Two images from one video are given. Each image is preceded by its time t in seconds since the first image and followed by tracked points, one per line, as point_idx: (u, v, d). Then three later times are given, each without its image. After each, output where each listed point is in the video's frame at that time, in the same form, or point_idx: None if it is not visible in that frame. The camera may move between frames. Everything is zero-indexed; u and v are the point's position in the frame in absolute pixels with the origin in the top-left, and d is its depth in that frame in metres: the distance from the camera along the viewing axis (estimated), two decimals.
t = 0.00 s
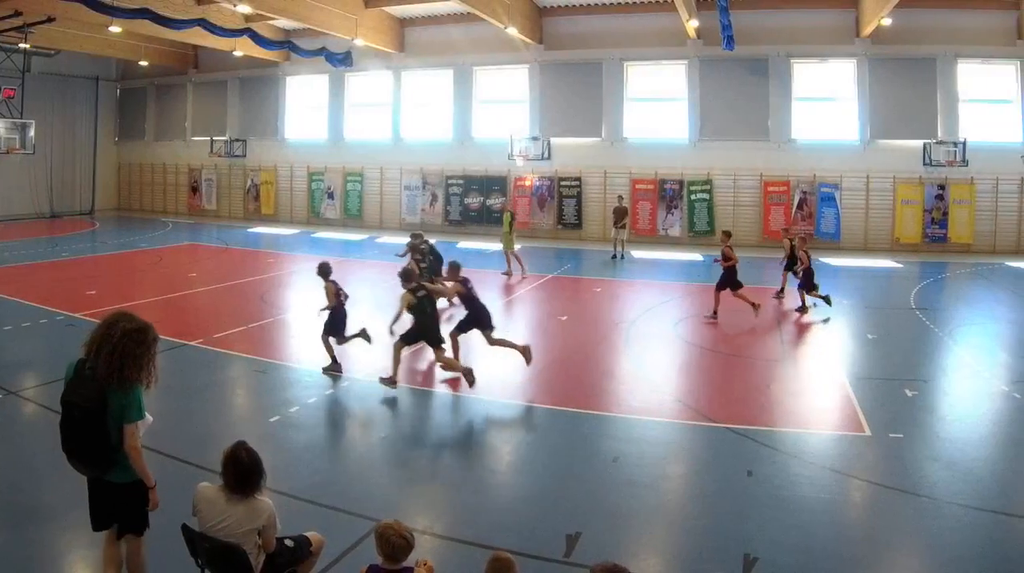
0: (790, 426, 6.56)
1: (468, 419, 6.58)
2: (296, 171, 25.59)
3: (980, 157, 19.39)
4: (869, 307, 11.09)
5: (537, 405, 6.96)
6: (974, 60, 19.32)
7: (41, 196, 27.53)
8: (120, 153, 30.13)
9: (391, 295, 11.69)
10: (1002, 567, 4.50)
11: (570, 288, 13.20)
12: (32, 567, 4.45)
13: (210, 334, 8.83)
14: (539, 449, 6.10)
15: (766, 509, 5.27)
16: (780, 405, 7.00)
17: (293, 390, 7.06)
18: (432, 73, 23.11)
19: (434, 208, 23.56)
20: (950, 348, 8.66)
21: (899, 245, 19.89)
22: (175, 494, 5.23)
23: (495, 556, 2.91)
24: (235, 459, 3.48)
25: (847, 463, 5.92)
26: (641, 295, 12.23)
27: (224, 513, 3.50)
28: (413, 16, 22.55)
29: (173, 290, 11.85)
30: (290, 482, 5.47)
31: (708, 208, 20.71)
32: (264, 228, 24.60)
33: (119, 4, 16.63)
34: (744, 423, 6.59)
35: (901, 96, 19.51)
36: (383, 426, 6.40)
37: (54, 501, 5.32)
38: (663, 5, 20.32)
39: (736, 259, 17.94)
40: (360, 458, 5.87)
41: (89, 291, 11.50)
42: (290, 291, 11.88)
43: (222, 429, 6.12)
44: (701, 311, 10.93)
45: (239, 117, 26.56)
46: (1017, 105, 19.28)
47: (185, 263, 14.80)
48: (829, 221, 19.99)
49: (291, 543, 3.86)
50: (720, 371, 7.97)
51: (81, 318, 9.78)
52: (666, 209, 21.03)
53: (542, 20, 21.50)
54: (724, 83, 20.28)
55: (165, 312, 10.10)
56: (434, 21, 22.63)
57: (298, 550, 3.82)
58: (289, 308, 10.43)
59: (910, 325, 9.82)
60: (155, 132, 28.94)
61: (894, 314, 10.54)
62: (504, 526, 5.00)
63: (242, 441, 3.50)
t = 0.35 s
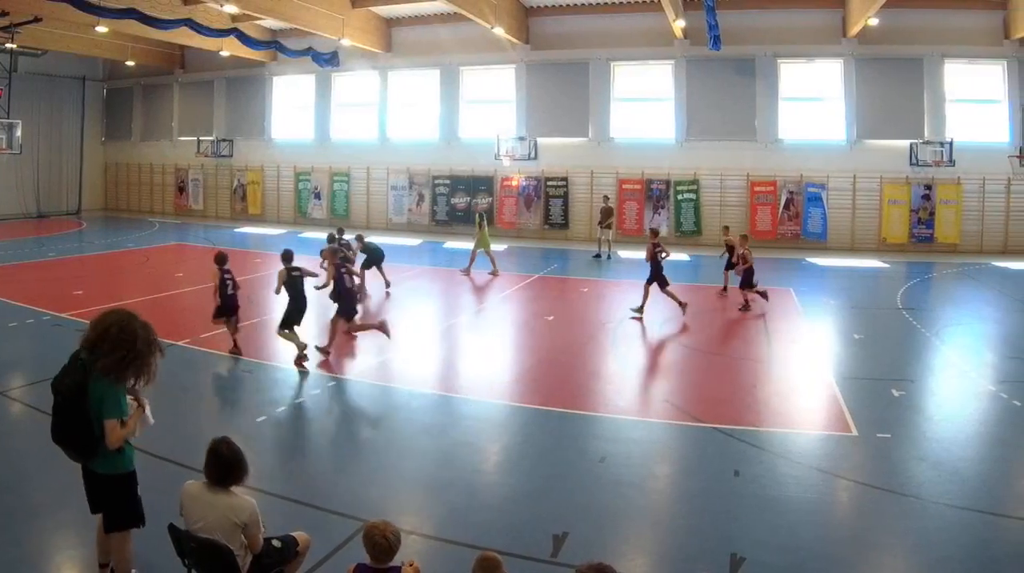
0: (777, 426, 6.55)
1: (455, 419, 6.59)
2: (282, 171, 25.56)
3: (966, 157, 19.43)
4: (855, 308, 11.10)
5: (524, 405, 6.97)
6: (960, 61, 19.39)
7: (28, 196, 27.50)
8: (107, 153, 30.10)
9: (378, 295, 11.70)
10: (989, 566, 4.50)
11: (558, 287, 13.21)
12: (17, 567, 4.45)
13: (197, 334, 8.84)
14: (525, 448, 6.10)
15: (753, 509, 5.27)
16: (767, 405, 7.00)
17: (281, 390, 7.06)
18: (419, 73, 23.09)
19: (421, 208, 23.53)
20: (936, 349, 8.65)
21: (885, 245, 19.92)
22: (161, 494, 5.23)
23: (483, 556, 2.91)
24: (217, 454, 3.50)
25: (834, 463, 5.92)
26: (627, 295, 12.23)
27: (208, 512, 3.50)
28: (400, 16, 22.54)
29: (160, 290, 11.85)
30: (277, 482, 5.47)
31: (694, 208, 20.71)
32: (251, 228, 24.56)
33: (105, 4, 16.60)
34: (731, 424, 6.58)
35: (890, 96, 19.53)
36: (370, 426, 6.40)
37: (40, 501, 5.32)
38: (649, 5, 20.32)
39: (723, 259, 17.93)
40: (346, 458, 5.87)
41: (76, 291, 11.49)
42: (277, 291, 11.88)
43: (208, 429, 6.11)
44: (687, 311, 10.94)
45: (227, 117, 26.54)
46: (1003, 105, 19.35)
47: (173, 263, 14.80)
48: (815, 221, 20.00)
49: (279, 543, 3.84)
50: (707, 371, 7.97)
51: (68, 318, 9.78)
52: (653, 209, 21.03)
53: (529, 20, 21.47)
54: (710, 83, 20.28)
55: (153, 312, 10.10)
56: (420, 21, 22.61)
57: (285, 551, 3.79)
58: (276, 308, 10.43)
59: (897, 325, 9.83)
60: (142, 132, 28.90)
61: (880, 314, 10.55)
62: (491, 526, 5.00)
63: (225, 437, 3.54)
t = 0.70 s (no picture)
0: (764, 426, 6.55)
1: (442, 419, 6.59)
2: (269, 171, 25.53)
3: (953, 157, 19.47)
4: (842, 308, 11.10)
5: (511, 405, 6.96)
6: (948, 61, 19.43)
7: (14, 197, 27.45)
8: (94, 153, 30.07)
9: (366, 295, 11.70)
10: (975, 566, 4.50)
11: (542, 286, 13.23)
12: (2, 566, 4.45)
13: (183, 334, 8.84)
14: (512, 448, 6.10)
15: (740, 509, 5.27)
16: (754, 405, 7.00)
17: (268, 390, 7.05)
18: (405, 73, 23.08)
19: (408, 208, 23.49)
20: (924, 349, 8.65)
21: (873, 245, 19.94)
22: (148, 494, 5.24)
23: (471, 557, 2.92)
24: (190, 452, 3.49)
25: (821, 463, 5.92)
26: (614, 295, 12.23)
27: (187, 510, 3.50)
28: (387, 15, 22.53)
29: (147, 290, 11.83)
30: (263, 482, 5.47)
31: (681, 208, 20.72)
32: (237, 227, 24.53)
33: (92, 4, 16.58)
34: (718, 424, 6.58)
35: (877, 96, 19.55)
36: (357, 425, 6.41)
37: (27, 501, 5.32)
38: (635, 5, 20.33)
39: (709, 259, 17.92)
40: (334, 458, 5.87)
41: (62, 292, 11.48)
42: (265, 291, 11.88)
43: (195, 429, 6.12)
44: (673, 311, 10.95)
45: (214, 116, 26.52)
46: (990, 105, 19.41)
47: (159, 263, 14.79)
48: (802, 221, 20.01)
49: (264, 544, 3.83)
50: (694, 371, 7.97)
51: (55, 319, 9.77)
52: (640, 209, 21.02)
53: (515, 20, 21.47)
54: (696, 84, 20.29)
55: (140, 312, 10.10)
56: (407, 21, 22.59)
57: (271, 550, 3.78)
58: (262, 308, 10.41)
59: (883, 325, 9.83)
60: (129, 132, 28.85)
61: (866, 315, 10.55)
62: (478, 526, 5.00)
63: (198, 433, 3.52)
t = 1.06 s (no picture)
0: (750, 426, 6.56)
1: (428, 419, 6.59)
2: (255, 171, 25.51)
3: (938, 157, 19.50)
4: (827, 308, 11.10)
5: (496, 405, 6.96)
6: (934, 60, 19.46)
7: None
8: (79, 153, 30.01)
9: (352, 295, 11.71)
10: (960, 566, 4.50)
11: (527, 285, 13.23)
12: None
13: (169, 334, 8.84)
14: (497, 448, 6.10)
15: (726, 509, 5.27)
16: (739, 405, 7.00)
17: (253, 390, 7.05)
18: (391, 73, 23.06)
19: (394, 208, 23.42)
20: (909, 349, 8.65)
21: (858, 245, 19.96)
22: (134, 494, 5.24)
23: (457, 557, 2.92)
24: (166, 453, 3.47)
25: (806, 463, 5.92)
26: (599, 295, 12.24)
27: (167, 510, 3.50)
28: (372, 15, 22.50)
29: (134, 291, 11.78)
30: (249, 482, 5.47)
31: (667, 208, 20.74)
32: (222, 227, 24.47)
33: (77, 4, 16.55)
34: (704, 424, 6.58)
35: (863, 96, 19.56)
36: (342, 425, 6.41)
37: (11, 502, 5.31)
38: (621, 5, 20.32)
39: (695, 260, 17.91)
40: (319, 458, 5.87)
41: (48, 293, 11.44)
42: (251, 291, 11.89)
43: (181, 430, 6.11)
44: (657, 311, 10.97)
45: (200, 116, 26.47)
46: (976, 105, 19.41)
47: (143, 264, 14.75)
48: (788, 221, 20.02)
49: (250, 543, 3.82)
50: (680, 371, 7.98)
51: (41, 319, 9.75)
52: (625, 209, 20.95)
53: (501, 20, 21.45)
54: (681, 84, 20.28)
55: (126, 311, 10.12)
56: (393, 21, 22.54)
57: (258, 549, 3.77)
58: (247, 309, 10.41)
59: (869, 325, 9.83)
60: (115, 132, 28.78)
61: (852, 315, 10.55)
62: (463, 526, 5.00)
63: (169, 434, 3.48)
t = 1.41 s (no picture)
0: (737, 426, 6.56)
1: (415, 419, 6.59)
2: (241, 171, 25.51)
3: (925, 157, 19.53)
4: (814, 307, 11.11)
5: (483, 405, 6.96)
6: (921, 60, 19.46)
7: None
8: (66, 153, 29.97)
9: (340, 295, 11.70)
10: (947, 566, 4.50)
11: (513, 285, 13.23)
12: None
13: (156, 334, 8.83)
14: (484, 448, 6.10)
15: (713, 510, 5.27)
16: (726, 405, 7.00)
17: (240, 390, 7.05)
18: (377, 73, 23.03)
19: (380, 208, 23.42)
20: (896, 349, 8.64)
21: (845, 245, 20.01)
22: (121, 494, 5.24)
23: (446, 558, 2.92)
24: (154, 452, 3.48)
25: (793, 463, 5.92)
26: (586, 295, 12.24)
27: (156, 510, 3.51)
28: (359, 15, 22.46)
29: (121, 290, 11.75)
30: (236, 482, 5.47)
31: (654, 208, 20.78)
32: (209, 227, 24.46)
33: (64, 4, 16.53)
34: (690, 424, 6.58)
35: (850, 96, 19.56)
36: (329, 425, 6.41)
37: None
38: (608, 5, 20.30)
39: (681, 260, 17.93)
40: (306, 458, 5.87)
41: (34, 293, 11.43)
42: (238, 291, 11.87)
43: (168, 430, 6.11)
44: (645, 311, 10.97)
45: (186, 116, 26.44)
46: (962, 105, 19.44)
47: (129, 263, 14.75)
48: (774, 221, 20.06)
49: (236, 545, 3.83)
50: (667, 371, 7.98)
51: (29, 319, 9.74)
52: (612, 209, 21.03)
53: (487, 20, 21.42)
54: (668, 83, 20.30)
55: (113, 311, 10.13)
56: (379, 21, 22.50)
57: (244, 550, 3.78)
58: (233, 309, 10.41)
59: (856, 325, 9.83)
60: (101, 132, 28.74)
61: (839, 315, 10.55)
62: (450, 526, 5.00)
63: (160, 434, 3.48)
